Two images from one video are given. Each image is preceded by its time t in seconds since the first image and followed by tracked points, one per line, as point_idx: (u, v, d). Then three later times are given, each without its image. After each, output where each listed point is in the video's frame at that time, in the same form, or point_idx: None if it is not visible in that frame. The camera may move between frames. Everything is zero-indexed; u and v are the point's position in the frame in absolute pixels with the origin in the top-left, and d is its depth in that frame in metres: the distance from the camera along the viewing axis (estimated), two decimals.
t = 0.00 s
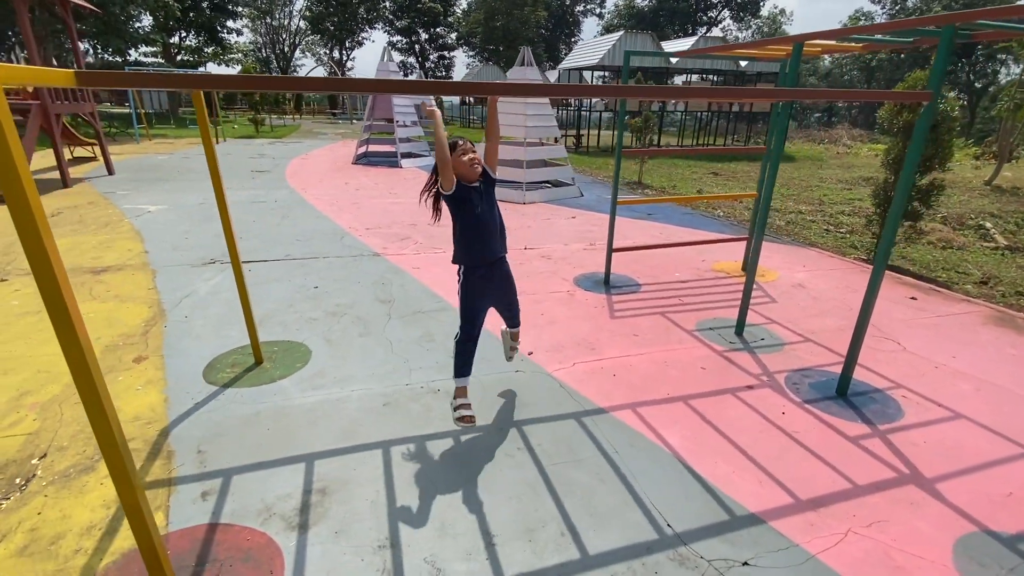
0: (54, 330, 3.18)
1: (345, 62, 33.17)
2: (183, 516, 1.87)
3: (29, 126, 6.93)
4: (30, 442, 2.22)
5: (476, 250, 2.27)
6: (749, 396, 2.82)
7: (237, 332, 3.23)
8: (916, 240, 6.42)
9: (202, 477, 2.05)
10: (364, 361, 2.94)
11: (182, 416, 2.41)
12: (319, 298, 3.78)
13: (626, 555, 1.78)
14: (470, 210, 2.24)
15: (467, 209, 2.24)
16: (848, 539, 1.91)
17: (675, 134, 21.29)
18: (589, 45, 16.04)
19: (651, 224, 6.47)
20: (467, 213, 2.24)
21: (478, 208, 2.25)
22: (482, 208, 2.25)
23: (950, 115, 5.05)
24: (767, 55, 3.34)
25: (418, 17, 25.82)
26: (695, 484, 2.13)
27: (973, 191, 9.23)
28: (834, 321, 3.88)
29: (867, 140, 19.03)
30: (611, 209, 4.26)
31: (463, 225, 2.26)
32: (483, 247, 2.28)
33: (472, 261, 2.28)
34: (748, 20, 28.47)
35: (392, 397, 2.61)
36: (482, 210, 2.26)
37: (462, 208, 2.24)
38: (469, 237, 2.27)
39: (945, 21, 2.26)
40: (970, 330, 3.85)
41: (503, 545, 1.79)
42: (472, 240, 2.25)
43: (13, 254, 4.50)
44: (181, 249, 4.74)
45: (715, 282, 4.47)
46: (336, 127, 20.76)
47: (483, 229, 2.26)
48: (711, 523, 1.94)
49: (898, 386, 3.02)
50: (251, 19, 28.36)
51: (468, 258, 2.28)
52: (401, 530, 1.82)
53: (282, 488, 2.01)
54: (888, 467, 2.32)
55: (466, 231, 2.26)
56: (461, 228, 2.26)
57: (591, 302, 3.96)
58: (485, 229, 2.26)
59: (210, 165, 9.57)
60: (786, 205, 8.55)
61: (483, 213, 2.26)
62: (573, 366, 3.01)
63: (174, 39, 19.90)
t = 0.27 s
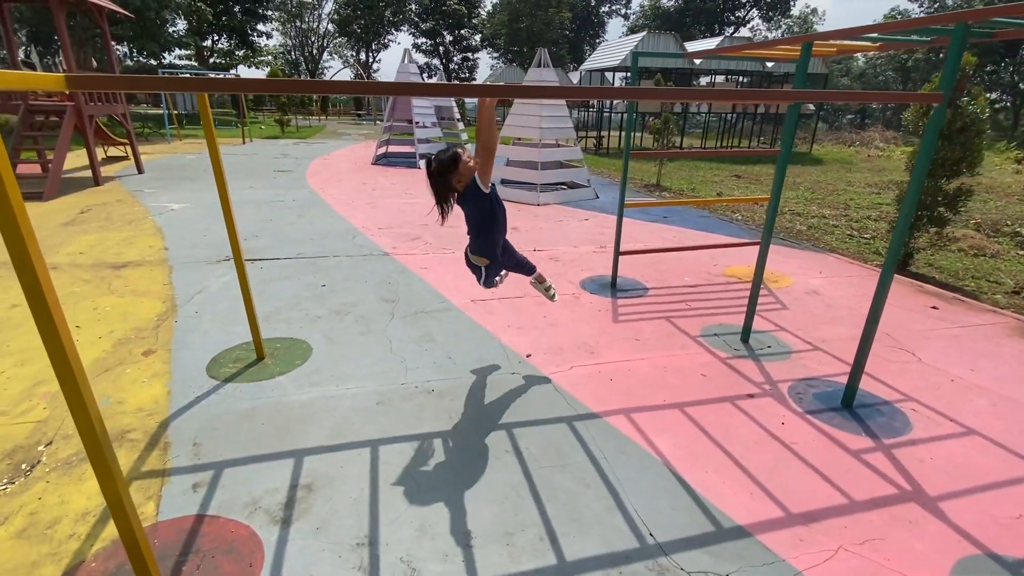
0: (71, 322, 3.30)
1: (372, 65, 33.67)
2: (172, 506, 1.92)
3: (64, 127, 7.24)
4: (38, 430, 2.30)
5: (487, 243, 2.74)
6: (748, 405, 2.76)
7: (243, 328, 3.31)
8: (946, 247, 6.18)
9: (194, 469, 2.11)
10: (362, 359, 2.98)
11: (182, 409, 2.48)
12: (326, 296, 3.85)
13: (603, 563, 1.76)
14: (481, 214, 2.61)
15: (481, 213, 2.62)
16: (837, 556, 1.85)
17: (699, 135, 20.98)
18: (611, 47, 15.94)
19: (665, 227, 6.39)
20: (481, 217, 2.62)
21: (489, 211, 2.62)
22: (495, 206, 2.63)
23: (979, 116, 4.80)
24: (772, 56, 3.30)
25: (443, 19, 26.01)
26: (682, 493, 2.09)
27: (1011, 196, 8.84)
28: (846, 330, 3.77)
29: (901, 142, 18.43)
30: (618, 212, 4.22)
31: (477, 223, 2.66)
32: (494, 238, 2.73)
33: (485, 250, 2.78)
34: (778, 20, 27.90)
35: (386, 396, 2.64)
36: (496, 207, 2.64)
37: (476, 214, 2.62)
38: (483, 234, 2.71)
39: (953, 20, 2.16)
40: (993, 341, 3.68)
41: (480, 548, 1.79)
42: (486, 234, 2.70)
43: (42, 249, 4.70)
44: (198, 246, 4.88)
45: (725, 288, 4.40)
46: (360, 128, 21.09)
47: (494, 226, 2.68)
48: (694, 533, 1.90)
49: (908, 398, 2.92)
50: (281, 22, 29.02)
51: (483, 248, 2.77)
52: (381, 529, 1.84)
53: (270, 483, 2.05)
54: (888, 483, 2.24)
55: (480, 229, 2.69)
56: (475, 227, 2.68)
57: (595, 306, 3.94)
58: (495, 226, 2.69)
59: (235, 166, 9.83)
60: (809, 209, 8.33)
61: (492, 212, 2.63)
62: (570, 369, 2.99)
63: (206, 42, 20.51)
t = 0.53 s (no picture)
0: (91, 315, 3.44)
1: (396, 66, 34.08)
2: (171, 492, 2.00)
3: (94, 128, 7.53)
4: (53, 416, 2.42)
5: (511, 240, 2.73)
6: (746, 408, 2.73)
7: (252, 323, 3.41)
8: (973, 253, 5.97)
9: (195, 457, 2.19)
10: (364, 356, 3.05)
11: (188, 400, 2.57)
12: (334, 294, 3.93)
13: (583, 561, 1.78)
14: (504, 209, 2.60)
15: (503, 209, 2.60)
16: (822, 562, 1.83)
17: (722, 137, 20.70)
18: (632, 47, 15.87)
19: (678, 229, 6.34)
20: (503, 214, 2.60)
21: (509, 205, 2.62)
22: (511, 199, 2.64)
23: (1004, 117, 4.60)
24: (777, 56, 3.27)
25: (465, 21, 26.11)
26: (669, 494, 2.10)
27: None
28: (855, 335, 3.69)
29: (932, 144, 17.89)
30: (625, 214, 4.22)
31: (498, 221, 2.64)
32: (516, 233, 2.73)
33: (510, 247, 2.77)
34: (805, 19, 27.35)
35: (384, 392, 2.70)
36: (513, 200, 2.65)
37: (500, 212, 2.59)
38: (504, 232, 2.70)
39: (955, 19, 2.11)
40: (1010, 349, 3.57)
41: (462, 542, 1.82)
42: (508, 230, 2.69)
43: (69, 245, 4.91)
44: (216, 243, 5.03)
45: (733, 291, 4.35)
46: (382, 129, 21.38)
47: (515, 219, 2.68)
48: (678, 535, 1.90)
49: (914, 406, 2.85)
50: (307, 25, 29.62)
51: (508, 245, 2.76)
52: (367, 520, 1.89)
53: (265, 473, 2.12)
54: (883, 491, 2.20)
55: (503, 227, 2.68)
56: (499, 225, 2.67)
57: (599, 307, 3.94)
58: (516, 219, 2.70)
59: (257, 166, 10.08)
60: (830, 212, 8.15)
61: (512, 205, 2.64)
62: (568, 370, 3.01)
63: (235, 45, 21.06)
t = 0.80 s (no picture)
0: (110, 307, 3.63)
1: (415, 68, 34.45)
2: (173, 471, 2.13)
3: (119, 129, 7.83)
4: (69, 400, 2.58)
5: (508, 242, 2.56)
6: (734, 404, 2.77)
7: (260, 317, 3.55)
8: (989, 255, 5.83)
9: (197, 439, 2.32)
10: (364, 348, 3.16)
11: (195, 387, 2.72)
12: (340, 289, 4.07)
13: (556, 544, 1.85)
14: (496, 207, 2.49)
15: (496, 206, 2.49)
16: (792, 551, 1.87)
17: (740, 137, 20.47)
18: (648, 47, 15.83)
19: (685, 229, 6.35)
20: (495, 212, 2.48)
21: (502, 203, 2.51)
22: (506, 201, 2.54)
23: (1015, 117, 4.55)
24: (772, 57, 3.31)
25: (482, 24, 25.90)
26: (648, 484, 2.15)
27: None
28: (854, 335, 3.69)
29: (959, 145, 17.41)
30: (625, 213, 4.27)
31: (491, 220, 2.51)
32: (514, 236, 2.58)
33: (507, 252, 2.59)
34: (829, 17, 26.86)
35: (380, 382, 2.80)
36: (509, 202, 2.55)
37: (493, 210, 2.48)
38: (500, 234, 2.55)
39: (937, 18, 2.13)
40: (1013, 351, 3.53)
41: (442, 523, 1.91)
42: (504, 232, 2.54)
43: (93, 241, 5.14)
44: (231, 241, 5.22)
45: (734, 290, 4.37)
46: (400, 130, 21.63)
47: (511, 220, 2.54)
48: (652, 522, 1.96)
49: (905, 405, 2.86)
50: (328, 29, 30.13)
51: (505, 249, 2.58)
52: (354, 501, 1.99)
53: (261, 455, 2.23)
54: (863, 487, 2.22)
55: (498, 228, 2.54)
56: (494, 225, 2.53)
57: (598, 304, 4.00)
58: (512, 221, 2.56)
59: (276, 166, 10.34)
60: (844, 213, 8.00)
61: (505, 205, 2.53)
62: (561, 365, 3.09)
63: (258, 48, 21.55)
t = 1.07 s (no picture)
0: (128, 304, 3.80)
1: (430, 72, 34.79)
2: (182, 456, 2.25)
3: (141, 134, 8.11)
4: (87, 389, 2.73)
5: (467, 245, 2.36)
6: (726, 400, 2.81)
7: (269, 313, 3.69)
8: (1005, 258, 5.56)
9: (205, 427, 2.44)
10: (367, 343, 3.27)
11: (205, 378, 2.85)
12: (347, 288, 4.19)
13: (540, 528, 1.93)
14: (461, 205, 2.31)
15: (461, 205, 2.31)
16: (771, 539, 1.92)
17: (755, 138, 20.29)
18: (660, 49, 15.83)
19: (692, 229, 6.37)
20: (458, 208, 2.30)
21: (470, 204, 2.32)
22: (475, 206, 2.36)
23: None
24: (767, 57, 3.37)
25: (496, 26, 26.39)
26: (633, 475, 2.22)
27: None
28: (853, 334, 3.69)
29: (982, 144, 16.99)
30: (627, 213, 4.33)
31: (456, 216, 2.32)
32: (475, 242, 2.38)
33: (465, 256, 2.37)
34: (848, 16, 26.49)
35: (381, 376, 2.91)
36: (475, 208, 2.35)
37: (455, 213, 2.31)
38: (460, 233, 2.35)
39: (918, 18, 2.17)
40: (1017, 350, 3.49)
41: (432, 507, 2.00)
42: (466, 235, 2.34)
43: (114, 241, 5.35)
44: (244, 241, 5.39)
45: (735, 290, 4.40)
46: (414, 134, 21.90)
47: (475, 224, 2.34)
48: (635, 510, 2.03)
49: (898, 402, 2.86)
50: (345, 34, 30.67)
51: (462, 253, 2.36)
52: (350, 486, 2.09)
53: (264, 442, 2.35)
54: (847, 480, 2.25)
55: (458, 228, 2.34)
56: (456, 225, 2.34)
57: (598, 303, 4.06)
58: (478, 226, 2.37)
59: (291, 169, 10.58)
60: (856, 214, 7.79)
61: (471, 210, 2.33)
62: (557, 360, 3.15)
63: (276, 54, 22.01)
